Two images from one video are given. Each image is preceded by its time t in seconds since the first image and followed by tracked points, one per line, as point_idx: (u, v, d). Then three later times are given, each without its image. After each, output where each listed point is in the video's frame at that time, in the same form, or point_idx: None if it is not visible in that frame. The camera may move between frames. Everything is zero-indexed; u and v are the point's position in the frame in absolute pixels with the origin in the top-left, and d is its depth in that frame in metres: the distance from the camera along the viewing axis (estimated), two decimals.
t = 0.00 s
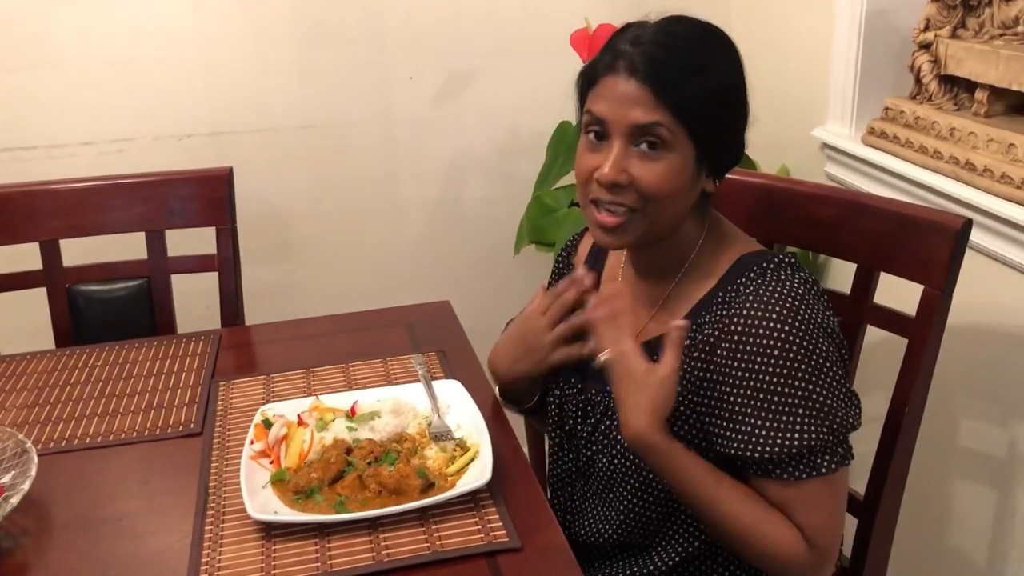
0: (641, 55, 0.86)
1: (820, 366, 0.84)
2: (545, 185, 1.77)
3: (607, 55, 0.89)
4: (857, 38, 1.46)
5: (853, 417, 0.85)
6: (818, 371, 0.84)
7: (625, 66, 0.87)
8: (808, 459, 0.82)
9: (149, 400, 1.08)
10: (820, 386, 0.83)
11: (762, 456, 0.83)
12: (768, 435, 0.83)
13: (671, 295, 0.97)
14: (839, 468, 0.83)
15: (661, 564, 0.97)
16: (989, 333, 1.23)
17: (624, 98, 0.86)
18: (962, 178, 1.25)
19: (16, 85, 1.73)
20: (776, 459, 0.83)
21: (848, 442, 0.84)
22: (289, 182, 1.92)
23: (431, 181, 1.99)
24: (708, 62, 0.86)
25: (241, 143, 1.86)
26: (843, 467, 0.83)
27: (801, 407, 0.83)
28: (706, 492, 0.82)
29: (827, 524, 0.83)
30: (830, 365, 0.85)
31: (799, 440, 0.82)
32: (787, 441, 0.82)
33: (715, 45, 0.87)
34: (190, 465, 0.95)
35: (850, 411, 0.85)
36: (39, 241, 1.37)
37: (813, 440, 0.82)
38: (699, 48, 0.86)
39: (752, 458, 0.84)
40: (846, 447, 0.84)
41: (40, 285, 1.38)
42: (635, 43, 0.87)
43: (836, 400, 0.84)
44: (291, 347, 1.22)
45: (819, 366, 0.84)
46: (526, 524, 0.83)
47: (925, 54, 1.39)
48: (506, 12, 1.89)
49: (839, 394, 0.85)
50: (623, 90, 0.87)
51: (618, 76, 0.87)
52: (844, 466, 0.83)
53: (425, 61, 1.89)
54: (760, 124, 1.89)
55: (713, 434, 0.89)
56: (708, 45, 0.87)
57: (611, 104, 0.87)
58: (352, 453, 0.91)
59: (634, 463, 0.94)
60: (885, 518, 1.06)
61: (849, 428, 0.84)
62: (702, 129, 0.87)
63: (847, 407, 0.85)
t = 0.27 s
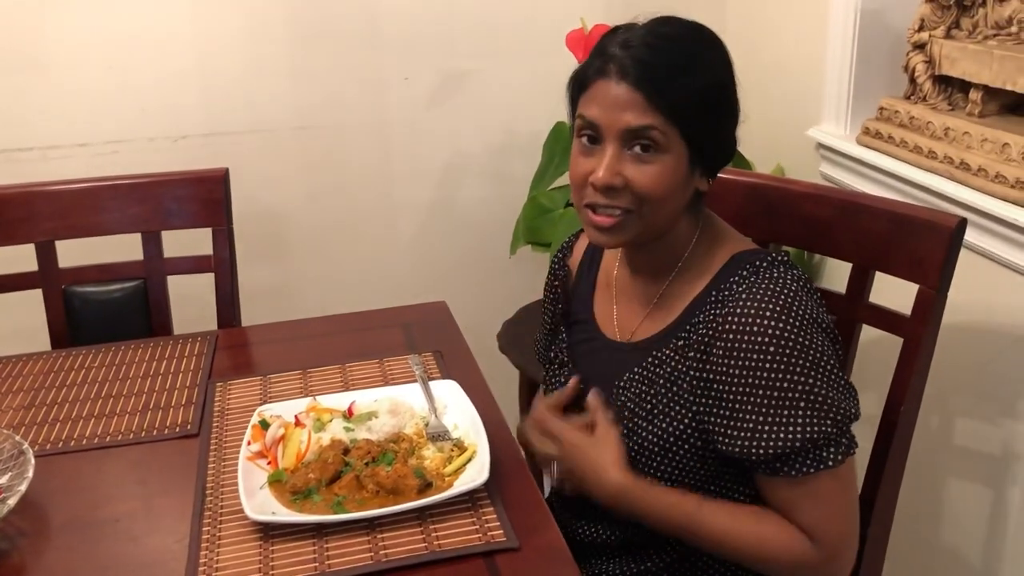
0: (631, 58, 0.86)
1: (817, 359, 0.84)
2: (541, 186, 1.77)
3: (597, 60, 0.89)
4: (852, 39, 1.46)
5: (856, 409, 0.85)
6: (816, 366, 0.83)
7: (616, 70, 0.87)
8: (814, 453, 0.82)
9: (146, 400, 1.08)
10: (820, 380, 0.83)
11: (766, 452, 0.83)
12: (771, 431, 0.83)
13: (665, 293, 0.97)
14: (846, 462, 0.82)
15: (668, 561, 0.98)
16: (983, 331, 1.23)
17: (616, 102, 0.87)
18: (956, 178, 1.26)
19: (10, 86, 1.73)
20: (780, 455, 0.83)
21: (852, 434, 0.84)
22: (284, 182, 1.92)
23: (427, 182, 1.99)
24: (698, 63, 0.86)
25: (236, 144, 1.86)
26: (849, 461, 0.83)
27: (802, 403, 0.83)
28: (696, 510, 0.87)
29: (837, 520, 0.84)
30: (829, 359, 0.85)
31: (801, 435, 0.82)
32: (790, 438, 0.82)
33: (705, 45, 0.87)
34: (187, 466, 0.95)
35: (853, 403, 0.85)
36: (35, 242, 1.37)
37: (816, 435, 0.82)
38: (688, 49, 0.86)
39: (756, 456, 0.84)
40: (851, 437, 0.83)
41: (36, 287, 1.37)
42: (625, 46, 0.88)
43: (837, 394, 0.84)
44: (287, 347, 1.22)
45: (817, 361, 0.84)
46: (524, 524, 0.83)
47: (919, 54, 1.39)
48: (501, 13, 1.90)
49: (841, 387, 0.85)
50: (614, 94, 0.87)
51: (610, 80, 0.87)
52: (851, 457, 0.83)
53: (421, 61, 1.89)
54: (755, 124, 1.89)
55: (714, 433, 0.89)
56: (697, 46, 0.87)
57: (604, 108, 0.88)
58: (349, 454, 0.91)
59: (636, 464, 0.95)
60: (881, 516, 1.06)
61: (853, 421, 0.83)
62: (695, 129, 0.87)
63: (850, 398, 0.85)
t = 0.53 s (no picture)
0: (633, 50, 0.86)
1: (811, 357, 0.84)
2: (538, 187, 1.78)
3: (598, 52, 0.90)
4: (847, 39, 1.47)
5: (848, 405, 0.86)
6: (810, 364, 0.84)
7: (618, 61, 0.87)
8: (803, 452, 0.83)
9: (143, 401, 1.08)
10: (813, 378, 0.84)
11: (759, 450, 0.84)
12: (765, 429, 0.84)
13: (660, 292, 0.98)
14: (837, 458, 0.84)
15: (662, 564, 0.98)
16: (979, 331, 1.24)
17: (617, 92, 0.87)
18: (952, 178, 1.26)
19: (5, 87, 1.73)
20: (772, 454, 0.84)
21: (843, 431, 0.85)
22: (281, 183, 1.92)
23: (424, 183, 1.99)
24: (699, 55, 0.87)
25: (232, 145, 1.86)
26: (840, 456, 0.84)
27: (795, 401, 0.83)
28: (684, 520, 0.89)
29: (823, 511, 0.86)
30: (822, 357, 0.85)
31: (795, 433, 0.83)
32: (784, 436, 0.83)
33: (706, 39, 0.88)
34: (185, 466, 0.95)
35: (845, 399, 0.86)
36: (31, 243, 1.36)
37: (809, 432, 0.83)
38: (689, 43, 0.87)
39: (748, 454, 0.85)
40: (841, 438, 0.84)
41: (32, 288, 1.37)
42: (626, 39, 0.88)
43: (830, 391, 0.84)
44: (284, 348, 1.22)
45: (811, 358, 0.84)
46: (522, 523, 0.83)
47: (915, 54, 1.40)
48: (498, 14, 1.90)
49: (834, 384, 0.85)
50: (616, 84, 0.87)
51: (612, 71, 0.87)
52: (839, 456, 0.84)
53: (417, 62, 1.89)
54: (751, 124, 1.90)
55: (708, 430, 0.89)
56: (699, 39, 0.87)
57: (605, 99, 0.88)
58: (347, 454, 0.92)
59: (631, 467, 0.95)
60: (877, 515, 1.06)
61: (845, 417, 0.84)
62: (695, 122, 0.87)
63: (842, 395, 0.86)
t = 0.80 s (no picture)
0: (622, 59, 0.87)
1: (806, 357, 0.85)
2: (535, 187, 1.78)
3: (587, 61, 0.90)
4: (843, 40, 1.47)
5: (842, 404, 0.86)
6: (805, 363, 0.84)
7: (607, 71, 0.87)
8: (797, 451, 0.83)
9: (141, 403, 1.08)
10: (807, 377, 0.84)
11: (753, 449, 0.84)
12: (759, 428, 0.84)
13: (656, 292, 0.98)
14: (830, 457, 0.84)
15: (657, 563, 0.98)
16: (975, 332, 1.24)
17: (608, 103, 0.87)
18: (947, 178, 1.26)
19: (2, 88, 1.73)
20: (766, 452, 0.84)
21: (837, 430, 0.85)
22: (279, 184, 1.92)
23: (421, 184, 1.99)
24: (687, 60, 0.87)
25: (230, 146, 1.86)
26: (834, 456, 0.84)
27: (789, 400, 0.84)
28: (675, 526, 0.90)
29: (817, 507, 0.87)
30: (817, 356, 0.86)
31: (788, 431, 0.83)
32: (777, 434, 0.83)
33: (694, 43, 0.88)
34: (182, 468, 0.95)
35: (839, 399, 0.86)
36: (29, 245, 1.36)
37: (802, 431, 0.83)
38: (678, 48, 0.87)
39: (742, 452, 0.85)
40: (835, 438, 0.85)
41: (29, 289, 1.37)
42: (614, 48, 0.88)
43: (824, 390, 0.85)
44: (281, 349, 1.22)
45: (806, 357, 0.85)
46: (519, 523, 0.83)
47: (910, 55, 1.40)
48: (496, 15, 1.90)
49: (828, 383, 0.86)
50: (606, 96, 0.87)
51: (602, 82, 0.88)
52: (833, 456, 0.85)
53: (414, 63, 1.89)
54: (748, 124, 1.90)
55: (703, 429, 0.89)
56: (686, 43, 0.87)
57: (596, 110, 0.88)
58: (345, 455, 0.92)
59: (626, 465, 0.95)
60: (873, 515, 1.06)
61: (838, 417, 0.85)
62: (687, 126, 0.88)
63: (836, 394, 0.86)
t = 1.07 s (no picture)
0: (625, 60, 0.87)
1: (805, 359, 0.85)
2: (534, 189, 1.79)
3: (590, 61, 0.90)
4: (841, 42, 1.47)
5: (839, 407, 0.87)
6: (803, 365, 0.85)
7: (610, 72, 0.88)
8: (795, 453, 0.84)
9: (140, 404, 1.08)
10: (805, 379, 0.84)
11: (751, 451, 0.84)
12: (757, 430, 0.84)
13: (656, 294, 0.98)
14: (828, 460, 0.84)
15: (655, 566, 0.98)
16: (972, 333, 1.24)
17: (609, 104, 0.88)
18: (945, 180, 1.27)
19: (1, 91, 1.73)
20: (763, 455, 0.84)
21: (835, 432, 0.85)
22: (278, 186, 1.92)
23: (420, 185, 1.99)
24: (690, 63, 0.87)
25: (229, 148, 1.86)
26: (831, 458, 0.85)
27: (787, 402, 0.84)
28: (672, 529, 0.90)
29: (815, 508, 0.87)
30: (815, 358, 0.86)
31: (787, 433, 0.83)
32: (775, 436, 0.84)
33: (697, 46, 0.88)
34: (182, 469, 0.95)
35: (837, 401, 0.87)
36: (28, 246, 1.36)
37: (800, 433, 0.83)
38: (681, 50, 0.87)
39: (740, 455, 0.85)
40: (833, 440, 0.85)
41: (28, 291, 1.37)
42: (619, 48, 0.88)
43: (822, 392, 0.85)
44: (280, 351, 1.22)
45: (804, 360, 0.85)
46: (518, 525, 0.83)
47: (908, 58, 1.40)
48: (494, 18, 1.91)
49: (826, 385, 0.86)
50: (609, 97, 0.88)
51: (604, 83, 0.88)
52: (830, 459, 0.85)
53: (413, 65, 1.90)
54: (746, 126, 1.91)
55: (701, 431, 0.89)
56: (690, 46, 0.87)
57: (597, 110, 0.89)
58: (344, 456, 0.92)
59: (624, 467, 0.95)
60: (871, 516, 1.07)
61: (836, 419, 0.85)
62: (687, 130, 0.88)
63: (834, 397, 0.86)
